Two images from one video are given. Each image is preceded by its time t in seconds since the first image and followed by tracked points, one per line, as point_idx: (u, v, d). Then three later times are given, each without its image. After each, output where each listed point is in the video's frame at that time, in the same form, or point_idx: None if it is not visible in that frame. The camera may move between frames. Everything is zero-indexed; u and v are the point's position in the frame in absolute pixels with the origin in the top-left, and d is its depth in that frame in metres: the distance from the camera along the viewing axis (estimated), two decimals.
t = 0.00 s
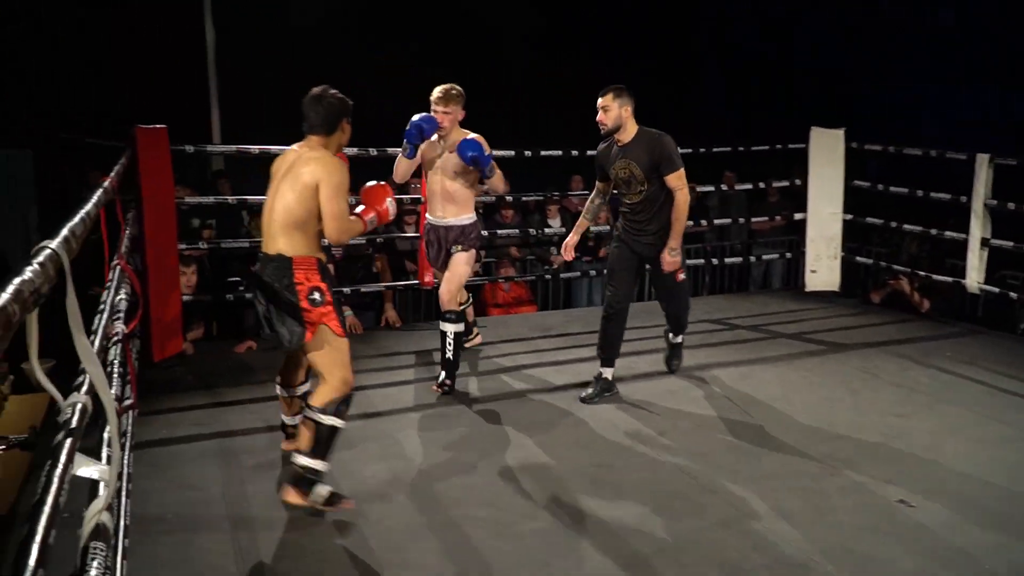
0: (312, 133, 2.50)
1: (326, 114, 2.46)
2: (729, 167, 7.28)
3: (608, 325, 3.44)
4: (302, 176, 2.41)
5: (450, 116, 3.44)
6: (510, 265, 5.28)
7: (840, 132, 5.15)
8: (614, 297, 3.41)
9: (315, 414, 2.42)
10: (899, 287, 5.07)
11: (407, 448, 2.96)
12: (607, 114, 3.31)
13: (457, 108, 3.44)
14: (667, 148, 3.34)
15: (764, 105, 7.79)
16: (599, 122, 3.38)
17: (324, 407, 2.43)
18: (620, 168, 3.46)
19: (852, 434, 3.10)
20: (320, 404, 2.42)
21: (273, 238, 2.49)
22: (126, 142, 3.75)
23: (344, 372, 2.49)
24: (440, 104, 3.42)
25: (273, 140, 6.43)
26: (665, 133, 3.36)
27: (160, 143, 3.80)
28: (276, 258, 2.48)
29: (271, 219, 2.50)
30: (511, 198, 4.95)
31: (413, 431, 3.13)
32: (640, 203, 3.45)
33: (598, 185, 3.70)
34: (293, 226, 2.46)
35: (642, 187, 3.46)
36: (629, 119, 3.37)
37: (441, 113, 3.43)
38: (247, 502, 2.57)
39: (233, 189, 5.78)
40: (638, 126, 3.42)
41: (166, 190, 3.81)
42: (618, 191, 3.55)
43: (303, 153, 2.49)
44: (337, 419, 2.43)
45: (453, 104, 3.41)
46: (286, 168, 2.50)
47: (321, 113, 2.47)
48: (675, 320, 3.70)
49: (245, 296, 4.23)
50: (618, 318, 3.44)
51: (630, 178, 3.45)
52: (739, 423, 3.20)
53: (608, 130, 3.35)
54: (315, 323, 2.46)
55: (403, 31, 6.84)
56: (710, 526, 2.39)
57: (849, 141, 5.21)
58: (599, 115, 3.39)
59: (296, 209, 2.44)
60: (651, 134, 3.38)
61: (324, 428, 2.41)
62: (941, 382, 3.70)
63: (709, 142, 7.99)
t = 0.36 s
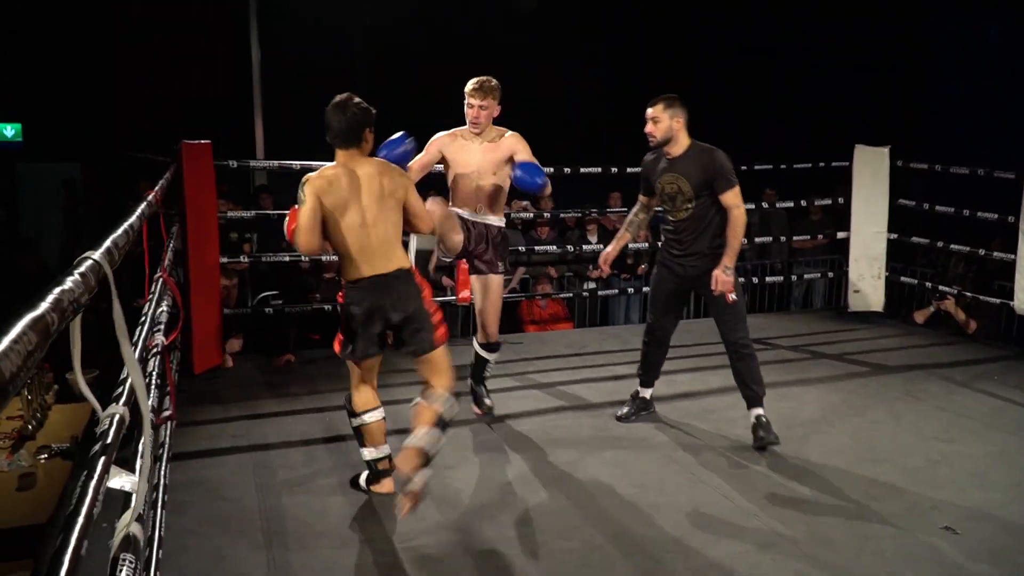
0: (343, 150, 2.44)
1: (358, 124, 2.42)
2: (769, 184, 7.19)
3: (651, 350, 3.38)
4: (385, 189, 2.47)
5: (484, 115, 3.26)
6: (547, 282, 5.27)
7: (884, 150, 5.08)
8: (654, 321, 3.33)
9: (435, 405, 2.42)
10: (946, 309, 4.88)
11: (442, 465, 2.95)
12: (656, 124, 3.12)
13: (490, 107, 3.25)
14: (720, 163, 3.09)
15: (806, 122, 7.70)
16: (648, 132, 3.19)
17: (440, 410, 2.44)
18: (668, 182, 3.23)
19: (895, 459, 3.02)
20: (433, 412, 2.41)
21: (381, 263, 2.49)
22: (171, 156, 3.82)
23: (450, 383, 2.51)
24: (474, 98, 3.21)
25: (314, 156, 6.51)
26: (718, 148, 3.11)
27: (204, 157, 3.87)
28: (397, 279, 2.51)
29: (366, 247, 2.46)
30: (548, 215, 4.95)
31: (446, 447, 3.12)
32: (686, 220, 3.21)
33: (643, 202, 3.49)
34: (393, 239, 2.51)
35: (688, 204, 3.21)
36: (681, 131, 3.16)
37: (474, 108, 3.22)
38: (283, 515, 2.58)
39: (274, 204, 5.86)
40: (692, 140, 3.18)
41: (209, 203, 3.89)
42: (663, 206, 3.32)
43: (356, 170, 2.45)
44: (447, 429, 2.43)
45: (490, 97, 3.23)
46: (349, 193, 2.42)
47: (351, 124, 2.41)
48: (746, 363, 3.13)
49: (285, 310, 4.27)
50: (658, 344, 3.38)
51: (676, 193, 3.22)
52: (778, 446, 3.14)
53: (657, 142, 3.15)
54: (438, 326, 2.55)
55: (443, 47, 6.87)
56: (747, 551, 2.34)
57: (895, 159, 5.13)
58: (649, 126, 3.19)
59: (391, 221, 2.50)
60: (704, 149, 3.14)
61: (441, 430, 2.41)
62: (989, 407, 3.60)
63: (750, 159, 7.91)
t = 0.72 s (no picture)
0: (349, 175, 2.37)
1: (362, 147, 2.35)
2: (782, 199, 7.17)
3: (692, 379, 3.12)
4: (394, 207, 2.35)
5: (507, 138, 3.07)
6: (559, 294, 5.26)
7: (901, 164, 5.05)
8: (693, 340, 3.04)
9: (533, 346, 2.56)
10: (963, 325, 4.83)
11: (450, 476, 2.94)
12: (723, 125, 2.84)
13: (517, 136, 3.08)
14: (787, 176, 2.77)
15: (819, 137, 7.68)
16: (716, 131, 2.90)
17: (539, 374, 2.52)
18: (727, 189, 2.92)
19: (909, 478, 2.99)
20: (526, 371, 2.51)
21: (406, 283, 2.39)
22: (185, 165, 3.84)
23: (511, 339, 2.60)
24: (502, 125, 3.05)
25: (328, 165, 6.55)
26: (792, 160, 2.79)
27: (218, 166, 3.87)
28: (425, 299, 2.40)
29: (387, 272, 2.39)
30: (562, 227, 4.94)
31: (456, 458, 3.11)
32: (742, 231, 2.90)
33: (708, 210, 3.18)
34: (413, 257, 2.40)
35: (746, 215, 2.90)
36: (751, 136, 2.86)
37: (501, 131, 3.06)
38: (290, 523, 2.58)
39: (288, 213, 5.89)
40: (762, 149, 2.87)
41: (222, 211, 3.91)
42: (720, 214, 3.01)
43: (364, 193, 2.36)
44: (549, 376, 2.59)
45: (519, 128, 3.07)
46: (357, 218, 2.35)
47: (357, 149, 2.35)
48: (773, 400, 2.89)
49: (296, 319, 4.28)
50: (695, 360, 3.11)
51: (734, 202, 2.91)
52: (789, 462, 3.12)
53: (724, 145, 2.87)
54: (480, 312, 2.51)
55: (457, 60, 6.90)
56: (758, 567, 2.31)
57: (911, 175, 5.10)
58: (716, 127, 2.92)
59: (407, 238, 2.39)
60: (772, 158, 2.83)
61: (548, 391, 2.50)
62: (1005, 427, 3.55)
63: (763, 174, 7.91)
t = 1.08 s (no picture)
0: (506, 189, 2.11)
1: (529, 179, 2.07)
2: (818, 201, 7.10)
3: (744, 401, 2.91)
4: (497, 246, 2.06)
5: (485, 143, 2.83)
6: (592, 296, 5.26)
7: (940, 167, 4.98)
8: (745, 361, 2.90)
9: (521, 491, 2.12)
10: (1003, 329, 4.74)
11: (484, 478, 2.95)
12: (763, 131, 2.77)
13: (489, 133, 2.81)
14: (830, 180, 2.71)
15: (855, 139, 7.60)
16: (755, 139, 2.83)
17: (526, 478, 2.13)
18: (769, 198, 2.86)
19: (947, 484, 2.95)
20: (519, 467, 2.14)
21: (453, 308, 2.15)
22: (223, 167, 3.89)
23: (530, 428, 2.19)
24: (477, 129, 2.79)
25: (362, 166, 6.61)
26: (833, 162, 2.74)
27: (255, 168, 3.91)
28: (460, 334, 2.14)
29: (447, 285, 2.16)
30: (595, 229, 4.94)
31: (488, 460, 3.12)
32: (787, 242, 2.84)
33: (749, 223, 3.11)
34: (480, 297, 2.13)
35: (791, 224, 2.83)
36: (792, 142, 2.79)
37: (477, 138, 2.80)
38: (326, 521, 2.61)
39: (322, 213, 5.95)
40: (803, 152, 2.82)
41: (259, 212, 3.95)
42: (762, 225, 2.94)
43: (499, 212, 2.11)
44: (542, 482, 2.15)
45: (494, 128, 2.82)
46: (471, 223, 2.13)
47: (529, 178, 2.07)
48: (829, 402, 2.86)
49: (330, 319, 4.32)
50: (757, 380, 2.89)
51: (778, 212, 2.84)
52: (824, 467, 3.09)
53: (763, 151, 2.80)
54: (502, 386, 2.14)
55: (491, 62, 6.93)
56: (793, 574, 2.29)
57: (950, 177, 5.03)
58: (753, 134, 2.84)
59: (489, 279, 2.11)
60: (815, 162, 2.77)
61: (531, 497, 2.13)
62: None
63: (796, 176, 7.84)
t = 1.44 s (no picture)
0: (476, 166, 2.07)
1: (495, 147, 2.02)
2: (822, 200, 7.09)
3: (760, 404, 2.96)
4: (461, 219, 1.98)
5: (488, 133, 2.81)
6: (597, 293, 5.26)
7: (947, 168, 4.98)
8: (771, 369, 2.93)
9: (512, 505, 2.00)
10: (1008, 330, 4.74)
11: (488, 472, 2.96)
12: (813, 140, 2.74)
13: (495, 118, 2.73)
14: (879, 199, 2.61)
15: (863, 139, 7.60)
16: (804, 147, 2.81)
17: (519, 491, 2.00)
18: (816, 212, 2.80)
19: (952, 484, 2.96)
20: (514, 479, 2.00)
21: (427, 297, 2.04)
22: (232, 161, 3.89)
23: (531, 439, 2.03)
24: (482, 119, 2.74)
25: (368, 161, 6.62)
26: (885, 180, 2.65)
27: (263, 162, 3.92)
28: (433, 324, 2.01)
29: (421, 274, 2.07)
30: (601, 227, 4.95)
31: (493, 455, 3.13)
32: (831, 257, 2.78)
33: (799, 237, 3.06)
34: (452, 282, 2.01)
35: (836, 241, 2.76)
36: (841, 152, 2.75)
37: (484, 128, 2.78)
38: (331, 514, 2.62)
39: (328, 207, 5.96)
40: (854, 167, 2.76)
41: (266, 206, 3.96)
42: (809, 238, 2.88)
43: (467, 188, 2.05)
44: (535, 498, 2.00)
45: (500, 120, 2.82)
46: (441, 205, 2.07)
47: (493, 146, 2.02)
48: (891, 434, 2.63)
49: (336, 314, 4.33)
50: (779, 384, 2.92)
51: (824, 227, 2.78)
52: (828, 466, 3.10)
53: (811, 160, 2.78)
54: (483, 395, 1.97)
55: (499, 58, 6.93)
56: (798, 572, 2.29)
57: (957, 179, 5.03)
58: (801, 142, 2.82)
59: (458, 260, 2.00)
60: (864, 178, 2.69)
61: (523, 513, 1.99)
62: None
63: (802, 175, 7.84)
